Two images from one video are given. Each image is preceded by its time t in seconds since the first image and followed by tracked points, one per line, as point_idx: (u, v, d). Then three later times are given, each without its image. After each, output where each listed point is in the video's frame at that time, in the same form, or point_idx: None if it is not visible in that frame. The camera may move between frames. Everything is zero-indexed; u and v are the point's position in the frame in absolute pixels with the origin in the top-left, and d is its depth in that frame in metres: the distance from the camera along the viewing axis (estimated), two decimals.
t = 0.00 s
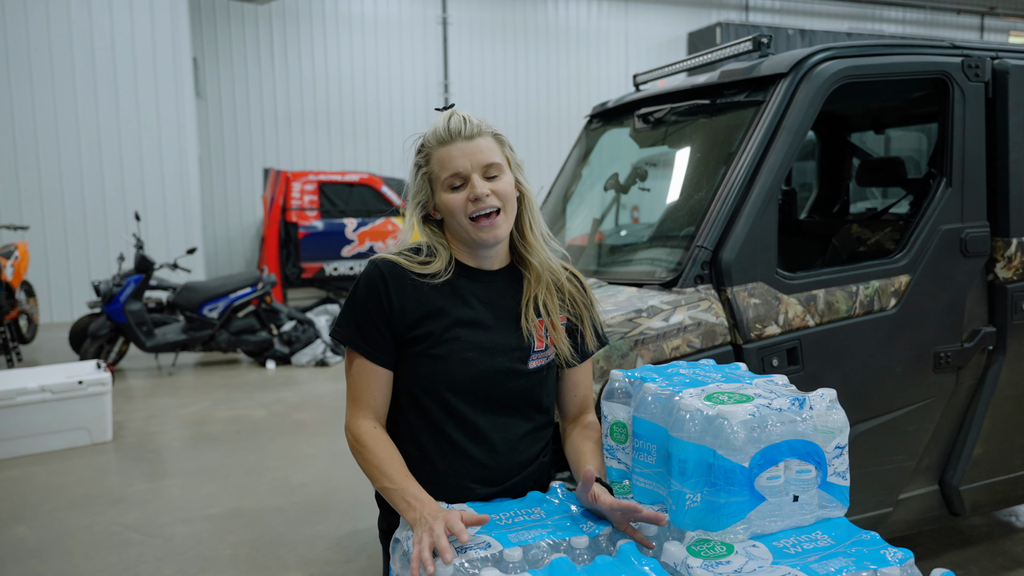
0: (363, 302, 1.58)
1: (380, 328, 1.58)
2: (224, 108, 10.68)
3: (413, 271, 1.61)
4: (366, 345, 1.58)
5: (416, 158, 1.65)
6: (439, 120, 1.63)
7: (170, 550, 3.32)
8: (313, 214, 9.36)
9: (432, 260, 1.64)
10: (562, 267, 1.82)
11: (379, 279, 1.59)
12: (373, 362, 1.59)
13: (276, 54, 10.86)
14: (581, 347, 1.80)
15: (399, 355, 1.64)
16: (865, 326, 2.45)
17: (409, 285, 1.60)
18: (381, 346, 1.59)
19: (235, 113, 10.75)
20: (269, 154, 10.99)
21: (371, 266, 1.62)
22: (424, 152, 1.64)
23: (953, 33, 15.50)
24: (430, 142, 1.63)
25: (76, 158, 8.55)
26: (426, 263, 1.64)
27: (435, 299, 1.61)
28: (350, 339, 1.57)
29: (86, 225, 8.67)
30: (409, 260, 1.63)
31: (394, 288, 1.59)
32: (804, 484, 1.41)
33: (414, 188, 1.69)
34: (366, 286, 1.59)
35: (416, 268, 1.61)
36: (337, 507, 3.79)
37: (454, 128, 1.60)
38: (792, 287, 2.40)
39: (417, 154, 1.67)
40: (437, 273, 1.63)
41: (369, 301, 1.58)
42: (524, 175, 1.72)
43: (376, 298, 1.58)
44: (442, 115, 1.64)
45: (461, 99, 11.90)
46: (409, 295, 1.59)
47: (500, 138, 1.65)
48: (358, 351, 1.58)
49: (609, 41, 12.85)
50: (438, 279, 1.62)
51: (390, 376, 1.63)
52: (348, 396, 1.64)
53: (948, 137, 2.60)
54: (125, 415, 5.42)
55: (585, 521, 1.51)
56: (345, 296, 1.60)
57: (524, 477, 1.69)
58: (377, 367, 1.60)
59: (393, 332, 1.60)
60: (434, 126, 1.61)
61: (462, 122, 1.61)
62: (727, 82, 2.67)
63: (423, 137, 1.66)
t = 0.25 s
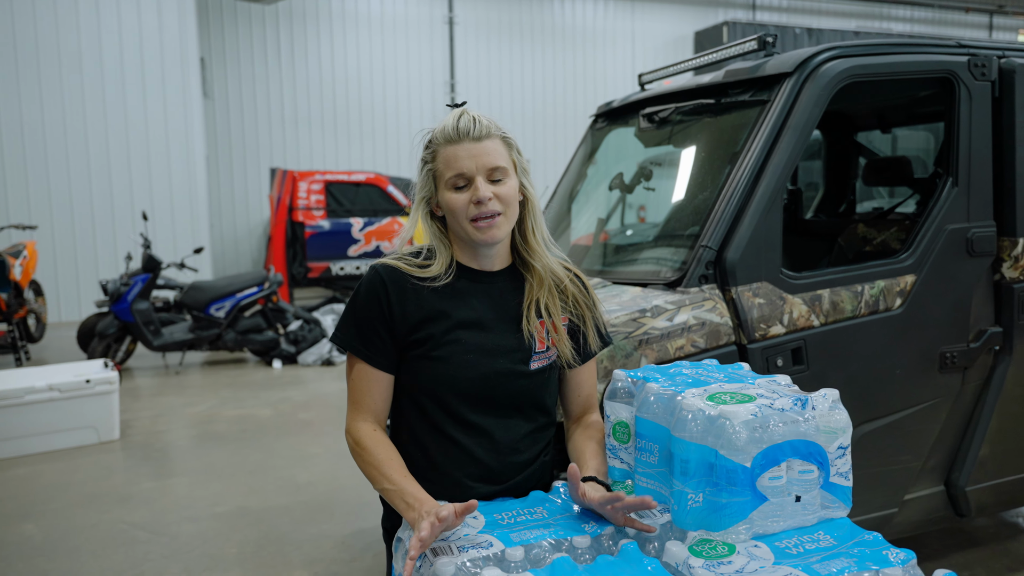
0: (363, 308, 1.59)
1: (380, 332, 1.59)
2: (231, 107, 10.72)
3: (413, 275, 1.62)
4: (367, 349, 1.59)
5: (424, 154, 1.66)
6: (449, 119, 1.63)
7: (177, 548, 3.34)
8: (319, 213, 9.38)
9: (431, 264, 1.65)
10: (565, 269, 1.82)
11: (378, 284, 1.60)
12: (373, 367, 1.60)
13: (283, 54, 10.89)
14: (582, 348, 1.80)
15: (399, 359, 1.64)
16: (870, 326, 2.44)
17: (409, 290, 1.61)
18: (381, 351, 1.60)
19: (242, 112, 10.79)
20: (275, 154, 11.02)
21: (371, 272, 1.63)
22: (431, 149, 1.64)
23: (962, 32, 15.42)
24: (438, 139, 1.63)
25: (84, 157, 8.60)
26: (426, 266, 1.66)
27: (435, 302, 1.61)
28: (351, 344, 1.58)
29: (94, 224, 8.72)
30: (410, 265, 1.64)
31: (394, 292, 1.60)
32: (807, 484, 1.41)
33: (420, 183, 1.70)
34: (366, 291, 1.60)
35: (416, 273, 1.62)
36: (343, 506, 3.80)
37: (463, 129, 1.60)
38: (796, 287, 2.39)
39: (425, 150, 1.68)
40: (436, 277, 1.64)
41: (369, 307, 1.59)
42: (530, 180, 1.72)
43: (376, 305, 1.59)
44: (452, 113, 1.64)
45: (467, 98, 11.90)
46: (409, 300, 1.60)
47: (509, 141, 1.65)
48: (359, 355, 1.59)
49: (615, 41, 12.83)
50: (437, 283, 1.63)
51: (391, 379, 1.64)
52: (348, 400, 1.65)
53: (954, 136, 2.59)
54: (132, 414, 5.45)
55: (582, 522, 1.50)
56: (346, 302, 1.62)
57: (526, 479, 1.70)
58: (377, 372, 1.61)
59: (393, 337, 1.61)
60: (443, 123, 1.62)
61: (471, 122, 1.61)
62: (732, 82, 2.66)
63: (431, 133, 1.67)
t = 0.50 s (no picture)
0: (366, 310, 1.60)
1: (383, 334, 1.60)
2: (237, 109, 10.76)
3: (415, 277, 1.63)
4: (370, 351, 1.60)
5: (427, 152, 1.66)
6: (453, 118, 1.63)
7: (182, 548, 3.35)
8: (325, 214, 9.41)
9: (432, 265, 1.66)
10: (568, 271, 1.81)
11: (381, 287, 1.61)
12: (376, 369, 1.61)
13: (289, 55, 10.93)
14: (584, 351, 1.80)
15: (402, 361, 1.65)
16: (875, 327, 2.43)
17: (411, 292, 1.61)
18: (384, 353, 1.60)
19: (248, 114, 10.82)
20: (281, 155, 11.05)
21: (373, 274, 1.63)
22: (435, 147, 1.64)
23: (969, 33, 15.38)
24: (441, 138, 1.63)
25: (91, 158, 8.64)
26: (426, 268, 1.66)
27: (436, 304, 1.62)
28: (354, 346, 1.59)
29: (101, 225, 8.75)
30: (411, 266, 1.65)
31: (396, 294, 1.61)
32: (810, 486, 1.41)
33: (423, 181, 1.70)
34: (369, 294, 1.61)
35: (418, 274, 1.62)
36: (347, 507, 3.81)
37: (465, 128, 1.60)
38: (801, 288, 2.39)
39: (429, 149, 1.68)
40: (436, 279, 1.64)
41: (372, 309, 1.60)
42: (534, 182, 1.72)
43: (378, 307, 1.60)
44: (457, 112, 1.65)
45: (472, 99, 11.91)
46: (411, 302, 1.61)
47: (514, 142, 1.65)
48: (361, 358, 1.59)
49: (620, 42, 12.83)
50: (437, 285, 1.63)
51: (393, 381, 1.64)
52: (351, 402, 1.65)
53: (960, 137, 2.58)
54: (138, 414, 5.47)
55: (584, 525, 1.50)
56: (349, 305, 1.62)
57: (529, 480, 1.70)
58: (380, 373, 1.61)
59: (396, 338, 1.62)
60: (447, 122, 1.62)
61: (475, 122, 1.61)
62: (737, 83, 2.66)
63: (436, 132, 1.68)
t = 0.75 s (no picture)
0: (369, 310, 1.60)
1: (385, 335, 1.60)
2: (240, 109, 10.77)
3: (417, 278, 1.63)
4: (372, 352, 1.60)
5: (428, 152, 1.67)
6: (453, 117, 1.64)
7: (184, 547, 3.36)
8: (328, 215, 9.41)
9: (434, 266, 1.66)
10: (569, 272, 1.81)
11: (383, 288, 1.61)
12: (378, 370, 1.61)
13: (292, 56, 10.94)
14: (585, 353, 1.80)
15: (404, 362, 1.65)
16: (878, 328, 2.43)
17: (413, 293, 1.62)
18: (386, 353, 1.60)
19: (251, 114, 10.84)
20: (284, 155, 11.07)
21: (376, 275, 1.63)
22: (435, 147, 1.65)
23: (972, 33, 15.34)
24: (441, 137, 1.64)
25: (95, 159, 8.67)
26: (427, 268, 1.66)
27: (439, 305, 1.62)
28: (356, 347, 1.59)
29: (104, 225, 8.78)
30: (411, 267, 1.65)
31: (399, 295, 1.61)
32: (812, 487, 1.41)
33: (425, 181, 1.71)
34: (371, 295, 1.61)
35: (419, 275, 1.63)
36: (350, 507, 3.81)
37: (465, 126, 1.61)
38: (804, 289, 2.38)
39: (430, 148, 1.69)
40: (438, 280, 1.64)
41: (374, 310, 1.60)
42: (535, 183, 1.72)
43: (380, 308, 1.60)
44: (458, 112, 1.65)
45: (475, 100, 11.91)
46: (413, 302, 1.61)
47: (514, 142, 1.65)
48: (364, 359, 1.59)
49: (623, 42, 12.83)
50: (437, 286, 1.63)
51: (395, 382, 1.64)
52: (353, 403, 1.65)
53: (963, 138, 2.58)
54: (141, 414, 5.48)
55: (586, 526, 1.49)
56: (351, 306, 1.63)
57: (531, 481, 1.69)
58: (382, 374, 1.61)
59: (398, 339, 1.62)
60: (447, 121, 1.63)
61: (475, 120, 1.61)
62: (739, 83, 2.66)
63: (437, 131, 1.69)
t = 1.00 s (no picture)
0: (369, 311, 1.60)
1: (387, 336, 1.60)
2: (242, 109, 10.78)
3: (417, 278, 1.63)
4: (373, 352, 1.59)
5: (432, 152, 1.66)
6: (459, 120, 1.62)
7: (186, 547, 3.36)
8: (329, 214, 9.42)
9: (432, 265, 1.66)
10: (570, 273, 1.81)
11: (383, 288, 1.61)
12: (380, 370, 1.61)
13: (294, 55, 10.95)
14: (586, 353, 1.80)
15: (406, 362, 1.65)
16: (880, 328, 2.42)
17: (414, 293, 1.62)
18: (387, 354, 1.60)
19: (253, 114, 10.85)
20: (286, 155, 11.07)
21: (376, 276, 1.63)
22: (439, 148, 1.64)
23: (974, 33, 15.32)
24: (446, 139, 1.63)
25: (97, 158, 8.67)
26: (425, 268, 1.66)
27: (438, 305, 1.62)
28: (357, 347, 1.59)
29: (106, 225, 8.78)
30: (410, 267, 1.65)
31: (399, 295, 1.61)
32: (814, 487, 1.41)
33: (427, 180, 1.71)
34: (372, 296, 1.61)
35: (418, 274, 1.63)
36: (351, 507, 3.81)
37: (470, 132, 1.59)
38: (805, 289, 2.38)
39: (434, 147, 1.68)
40: (436, 279, 1.64)
41: (374, 310, 1.60)
42: (538, 187, 1.71)
43: (381, 307, 1.60)
44: (464, 113, 1.64)
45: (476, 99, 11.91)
46: (413, 303, 1.61)
47: (519, 149, 1.64)
48: (365, 359, 1.59)
49: (625, 42, 12.82)
50: (436, 285, 1.63)
51: (397, 383, 1.64)
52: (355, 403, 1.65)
53: (965, 138, 2.57)
54: (143, 413, 5.48)
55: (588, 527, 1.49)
56: (352, 306, 1.63)
57: (533, 480, 1.69)
58: (384, 375, 1.61)
59: (399, 339, 1.62)
60: (452, 123, 1.61)
61: (481, 126, 1.60)
62: (741, 83, 2.65)
63: (442, 130, 1.67)
